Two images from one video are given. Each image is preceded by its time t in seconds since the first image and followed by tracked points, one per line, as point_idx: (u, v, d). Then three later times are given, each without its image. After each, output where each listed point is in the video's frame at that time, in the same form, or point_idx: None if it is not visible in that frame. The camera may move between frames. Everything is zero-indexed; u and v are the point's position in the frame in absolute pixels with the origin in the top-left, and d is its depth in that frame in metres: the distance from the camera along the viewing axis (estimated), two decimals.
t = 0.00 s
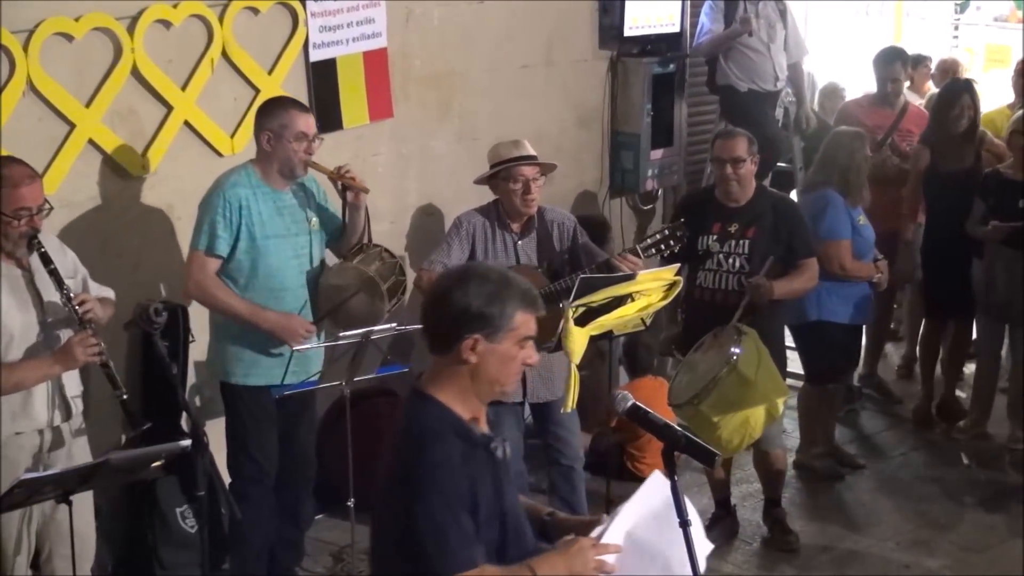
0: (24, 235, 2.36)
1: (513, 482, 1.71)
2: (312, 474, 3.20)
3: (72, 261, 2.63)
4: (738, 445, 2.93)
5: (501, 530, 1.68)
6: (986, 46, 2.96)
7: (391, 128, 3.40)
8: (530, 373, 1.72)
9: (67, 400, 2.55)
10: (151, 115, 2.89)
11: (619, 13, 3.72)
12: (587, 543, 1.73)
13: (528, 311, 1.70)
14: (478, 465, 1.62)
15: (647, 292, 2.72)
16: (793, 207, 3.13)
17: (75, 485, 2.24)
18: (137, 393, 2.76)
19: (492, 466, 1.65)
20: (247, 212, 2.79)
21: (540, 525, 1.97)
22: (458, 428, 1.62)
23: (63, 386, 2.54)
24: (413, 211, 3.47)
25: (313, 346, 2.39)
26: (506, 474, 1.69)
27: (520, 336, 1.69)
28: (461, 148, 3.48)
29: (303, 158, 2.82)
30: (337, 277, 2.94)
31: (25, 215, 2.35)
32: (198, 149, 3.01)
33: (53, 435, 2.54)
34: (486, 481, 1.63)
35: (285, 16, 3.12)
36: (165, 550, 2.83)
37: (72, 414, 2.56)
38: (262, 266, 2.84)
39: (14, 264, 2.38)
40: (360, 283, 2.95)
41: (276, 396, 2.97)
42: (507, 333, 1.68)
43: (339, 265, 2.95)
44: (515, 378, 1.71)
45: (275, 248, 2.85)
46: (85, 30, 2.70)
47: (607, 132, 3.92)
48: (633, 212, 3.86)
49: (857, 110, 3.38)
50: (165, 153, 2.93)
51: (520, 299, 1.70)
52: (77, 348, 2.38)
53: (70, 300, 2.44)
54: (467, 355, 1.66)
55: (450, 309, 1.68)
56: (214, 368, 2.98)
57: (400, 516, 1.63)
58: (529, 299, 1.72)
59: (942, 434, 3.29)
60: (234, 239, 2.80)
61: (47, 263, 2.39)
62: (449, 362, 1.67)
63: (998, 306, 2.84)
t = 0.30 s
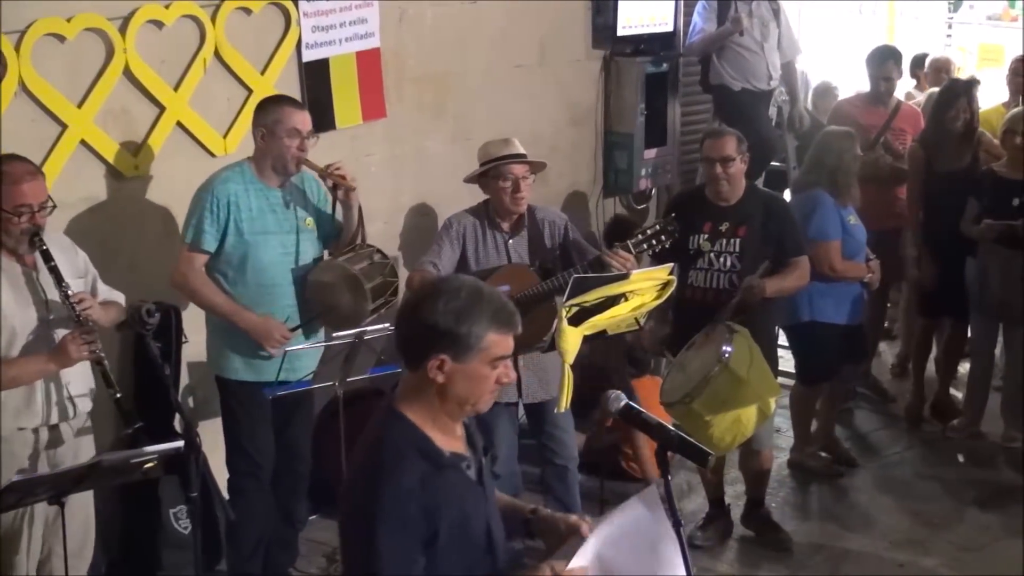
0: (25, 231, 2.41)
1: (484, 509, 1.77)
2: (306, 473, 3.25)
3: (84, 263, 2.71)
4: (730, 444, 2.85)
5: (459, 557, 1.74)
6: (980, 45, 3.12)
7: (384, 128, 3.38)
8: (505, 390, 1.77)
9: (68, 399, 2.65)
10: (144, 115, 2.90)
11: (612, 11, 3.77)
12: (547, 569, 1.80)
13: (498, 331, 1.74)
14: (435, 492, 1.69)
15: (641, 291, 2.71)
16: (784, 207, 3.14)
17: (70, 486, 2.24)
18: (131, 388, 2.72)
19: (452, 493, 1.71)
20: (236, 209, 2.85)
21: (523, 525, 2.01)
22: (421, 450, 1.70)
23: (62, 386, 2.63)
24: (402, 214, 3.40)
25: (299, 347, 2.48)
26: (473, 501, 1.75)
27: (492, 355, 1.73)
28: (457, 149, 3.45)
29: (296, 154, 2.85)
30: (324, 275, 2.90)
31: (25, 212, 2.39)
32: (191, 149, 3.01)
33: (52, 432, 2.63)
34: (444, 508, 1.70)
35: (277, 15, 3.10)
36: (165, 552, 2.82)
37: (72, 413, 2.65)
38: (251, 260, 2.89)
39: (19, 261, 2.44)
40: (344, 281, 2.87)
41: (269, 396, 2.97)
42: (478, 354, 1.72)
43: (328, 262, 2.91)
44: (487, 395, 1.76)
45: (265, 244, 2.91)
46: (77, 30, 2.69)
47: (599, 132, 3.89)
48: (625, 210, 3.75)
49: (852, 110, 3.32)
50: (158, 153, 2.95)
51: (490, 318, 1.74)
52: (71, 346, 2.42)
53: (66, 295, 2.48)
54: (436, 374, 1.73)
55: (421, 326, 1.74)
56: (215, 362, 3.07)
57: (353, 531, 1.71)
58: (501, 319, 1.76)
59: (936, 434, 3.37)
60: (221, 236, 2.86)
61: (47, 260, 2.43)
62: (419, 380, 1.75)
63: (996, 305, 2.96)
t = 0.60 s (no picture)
0: (21, 235, 2.40)
1: (457, 525, 1.72)
2: (284, 472, 3.21)
3: (86, 268, 2.74)
4: (708, 443, 2.91)
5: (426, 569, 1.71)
6: (959, 45, 3.10)
7: (365, 127, 3.35)
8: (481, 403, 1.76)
9: (47, 399, 2.67)
10: (122, 113, 2.88)
11: (592, 11, 3.77)
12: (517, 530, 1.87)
13: (477, 344, 1.72)
14: (404, 499, 1.67)
15: (621, 290, 2.71)
16: (765, 207, 3.13)
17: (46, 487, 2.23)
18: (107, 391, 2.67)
19: (421, 502, 1.69)
20: (207, 207, 2.86)
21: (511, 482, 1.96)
22: (392, 454, 1.68)
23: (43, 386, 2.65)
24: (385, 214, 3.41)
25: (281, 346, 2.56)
26: (444, 514, 1.71)
27: (470, 367, 1.71)
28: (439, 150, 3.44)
29: (271, 152, 2.88)
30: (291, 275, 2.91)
31: (21, 216, 2.38)
32: (170, 146, 2.99)
33: (28, 432, 2.67)
34: (415, 517, 1.68)
35: (256, 13, 3.10)
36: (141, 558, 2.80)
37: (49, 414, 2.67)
38: (223, 259, 2.90)
39: (12, 263, 2.45)
40: (306, 281, 2.87)
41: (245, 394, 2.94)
42: (456, 367, 1.70)
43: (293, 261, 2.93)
44: (463, 408, 1.74)
45: (238, 244, 2.92)
46: (55, 29, 2.67)
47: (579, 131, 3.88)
48: (606, 211, 3.83)
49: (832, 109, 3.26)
50: (136, 151, 2.92)
51: (470, 328, 1.72)
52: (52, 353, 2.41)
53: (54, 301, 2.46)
54: (411, 381, 1.70)
55: (399, 331, 1.71)
56: (190, 358, 3.02)
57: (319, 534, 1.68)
58: (482, 331, 1.73)
59: (917, 433, 3.50)
60: (193, 233, 2.87)
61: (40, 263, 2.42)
62: (395, 386, 1.73)
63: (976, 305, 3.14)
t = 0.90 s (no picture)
0: (14, 230, 2.45)
1: (452, 522, 1.73)
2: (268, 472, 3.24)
3: (84, 270, 2.76)
4: (695, 442, 2.92)
5: (419, 563, 1.70)
6: (942, 45, 3.09)
7: (349, 126, 3.34)
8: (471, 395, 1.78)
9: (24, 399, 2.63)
10: (105, 112, 2.83)
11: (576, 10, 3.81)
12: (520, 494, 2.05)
13: (467, 335, 1.74)
14: (399, 496, 1.66)
15: (605, 289, 2.73)
16: (756, 207, 3.15)
17: (26, 485, 2.21)
18: (88, 389, 2.65)
19: (416, 497, 1.68)
20: (180, 205, 2.90)
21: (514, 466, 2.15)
22: (385, 451, 1.67)
23: (22, 381, 2.62)
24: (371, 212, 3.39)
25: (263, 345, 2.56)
26: (437, 509, 1.70)
27: (461, 356, 1.73)
28: (422, 148, 3.40)
29: (243, 147, 2.91)
30: (262, 269, 2.97)
31: (15, 211, 2.42)
32: (152, 142, 3.00)
33: (4, 429, 2.63)
34: (405, 511, 1.67)
35: (240, 11, 3.13)
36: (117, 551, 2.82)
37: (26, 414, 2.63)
38: (197, 257, 2.94)
39: (3, 258, 2.47)
40: (278, 275, 2.94)
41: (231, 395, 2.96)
42: (447, 358, 1.72)
43: (263, 256, 2.98)
44: (455, 399, 1.75)
45: (211, 241, 2.96)
46: (36, 25, 2.55)
47: (564, 130, 3.86)
48: (590, 209, 3.79)
49: (816, 108, 3.29)
50: (119, 149, 2.91)
51: (460, 320, 1.74)
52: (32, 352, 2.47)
53: (41, 297, 2.51)
54: (403, 374, 1.71)
55: (389, 326, 1.72)
56: (167, 358, 3.03)
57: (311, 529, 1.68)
58: (471, 322, 1.76)
59: (901, 432, 3.43)
60: (167, 233, 2.91)
61: (31, 260, 2.47)
62: (385, 380, 1.74)
63: (955, 305, 3.10)
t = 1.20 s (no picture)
0: (12, 222, 2.42)
1: (464, 509, 1.67)
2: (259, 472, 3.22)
3: (81, 266, 2.76)
4: (693, 441, 2.94)
5: (431, 550, 1.64)
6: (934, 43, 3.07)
7: (341, 123, 3.33)
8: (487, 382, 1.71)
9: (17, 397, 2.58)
10: (98, 111, 2.85)
11: (569, 7, 3.78)
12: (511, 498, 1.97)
13: (484, 320, 1.67)
14: (414, 477, 1.60)
15: (598, 287, 2.72)
16: (761, 206, 3.15)
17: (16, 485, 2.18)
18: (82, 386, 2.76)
19: (430, 481, 1.62)
20: (161, 202, 2.85)
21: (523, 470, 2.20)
22: (400, 433, 1.61)
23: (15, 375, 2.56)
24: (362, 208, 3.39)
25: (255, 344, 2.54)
26: (450, 493, 1.65)
27: (478, 343, 1.66)
28: (413, 147, 3.43)
29: (222, 145, 2.87)
30: (248, 267, 2.89)
31: (11, 202, 2.41)
32: (143, 142, 2.98)
33: None
34: (419, 494, 1.61)
35: (233, 9, 3.10)
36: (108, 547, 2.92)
37: (18, 410, 2.58)
38: (175, 256, 2.88)
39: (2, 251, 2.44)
40: (265, 274, 2.86)
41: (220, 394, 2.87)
42: (463, 344, 1.65)
43: (250, 254, 2.89)
44: (471, 386, 1.68)
45: (190, 239, 2.90)
46: (28, 22, 2.52)
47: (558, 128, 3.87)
48: (584, 208, 3.80)
49: (809, 105, 3.28)
50: (111, 147, 2.91)
51: (477, 306, 1.67)
52: (28, 342, 2.41)
53: (39, 288, 2.49)
54: (419, 359, 1.64)
55: (404, 311, 1.65)
56: (149, 353, 2.98)
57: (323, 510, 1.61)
58: (487, 308, 1.68)
59: (893, 430, 3.44)
60: (147, 230, 2.85)
61: (30, 251, 2.44)
62: (400, 366, 1.66)
63: (947, 306, 3.13)
